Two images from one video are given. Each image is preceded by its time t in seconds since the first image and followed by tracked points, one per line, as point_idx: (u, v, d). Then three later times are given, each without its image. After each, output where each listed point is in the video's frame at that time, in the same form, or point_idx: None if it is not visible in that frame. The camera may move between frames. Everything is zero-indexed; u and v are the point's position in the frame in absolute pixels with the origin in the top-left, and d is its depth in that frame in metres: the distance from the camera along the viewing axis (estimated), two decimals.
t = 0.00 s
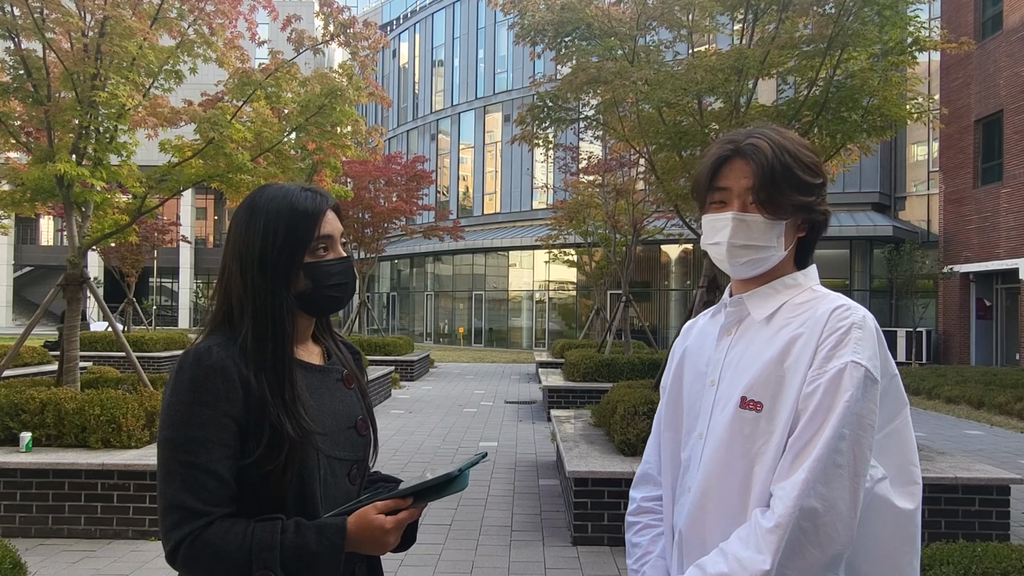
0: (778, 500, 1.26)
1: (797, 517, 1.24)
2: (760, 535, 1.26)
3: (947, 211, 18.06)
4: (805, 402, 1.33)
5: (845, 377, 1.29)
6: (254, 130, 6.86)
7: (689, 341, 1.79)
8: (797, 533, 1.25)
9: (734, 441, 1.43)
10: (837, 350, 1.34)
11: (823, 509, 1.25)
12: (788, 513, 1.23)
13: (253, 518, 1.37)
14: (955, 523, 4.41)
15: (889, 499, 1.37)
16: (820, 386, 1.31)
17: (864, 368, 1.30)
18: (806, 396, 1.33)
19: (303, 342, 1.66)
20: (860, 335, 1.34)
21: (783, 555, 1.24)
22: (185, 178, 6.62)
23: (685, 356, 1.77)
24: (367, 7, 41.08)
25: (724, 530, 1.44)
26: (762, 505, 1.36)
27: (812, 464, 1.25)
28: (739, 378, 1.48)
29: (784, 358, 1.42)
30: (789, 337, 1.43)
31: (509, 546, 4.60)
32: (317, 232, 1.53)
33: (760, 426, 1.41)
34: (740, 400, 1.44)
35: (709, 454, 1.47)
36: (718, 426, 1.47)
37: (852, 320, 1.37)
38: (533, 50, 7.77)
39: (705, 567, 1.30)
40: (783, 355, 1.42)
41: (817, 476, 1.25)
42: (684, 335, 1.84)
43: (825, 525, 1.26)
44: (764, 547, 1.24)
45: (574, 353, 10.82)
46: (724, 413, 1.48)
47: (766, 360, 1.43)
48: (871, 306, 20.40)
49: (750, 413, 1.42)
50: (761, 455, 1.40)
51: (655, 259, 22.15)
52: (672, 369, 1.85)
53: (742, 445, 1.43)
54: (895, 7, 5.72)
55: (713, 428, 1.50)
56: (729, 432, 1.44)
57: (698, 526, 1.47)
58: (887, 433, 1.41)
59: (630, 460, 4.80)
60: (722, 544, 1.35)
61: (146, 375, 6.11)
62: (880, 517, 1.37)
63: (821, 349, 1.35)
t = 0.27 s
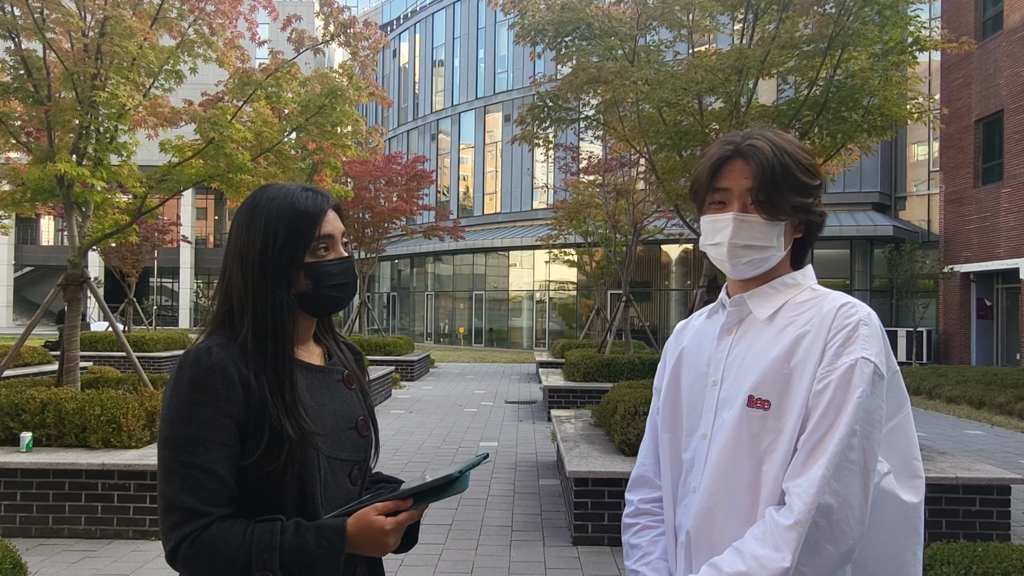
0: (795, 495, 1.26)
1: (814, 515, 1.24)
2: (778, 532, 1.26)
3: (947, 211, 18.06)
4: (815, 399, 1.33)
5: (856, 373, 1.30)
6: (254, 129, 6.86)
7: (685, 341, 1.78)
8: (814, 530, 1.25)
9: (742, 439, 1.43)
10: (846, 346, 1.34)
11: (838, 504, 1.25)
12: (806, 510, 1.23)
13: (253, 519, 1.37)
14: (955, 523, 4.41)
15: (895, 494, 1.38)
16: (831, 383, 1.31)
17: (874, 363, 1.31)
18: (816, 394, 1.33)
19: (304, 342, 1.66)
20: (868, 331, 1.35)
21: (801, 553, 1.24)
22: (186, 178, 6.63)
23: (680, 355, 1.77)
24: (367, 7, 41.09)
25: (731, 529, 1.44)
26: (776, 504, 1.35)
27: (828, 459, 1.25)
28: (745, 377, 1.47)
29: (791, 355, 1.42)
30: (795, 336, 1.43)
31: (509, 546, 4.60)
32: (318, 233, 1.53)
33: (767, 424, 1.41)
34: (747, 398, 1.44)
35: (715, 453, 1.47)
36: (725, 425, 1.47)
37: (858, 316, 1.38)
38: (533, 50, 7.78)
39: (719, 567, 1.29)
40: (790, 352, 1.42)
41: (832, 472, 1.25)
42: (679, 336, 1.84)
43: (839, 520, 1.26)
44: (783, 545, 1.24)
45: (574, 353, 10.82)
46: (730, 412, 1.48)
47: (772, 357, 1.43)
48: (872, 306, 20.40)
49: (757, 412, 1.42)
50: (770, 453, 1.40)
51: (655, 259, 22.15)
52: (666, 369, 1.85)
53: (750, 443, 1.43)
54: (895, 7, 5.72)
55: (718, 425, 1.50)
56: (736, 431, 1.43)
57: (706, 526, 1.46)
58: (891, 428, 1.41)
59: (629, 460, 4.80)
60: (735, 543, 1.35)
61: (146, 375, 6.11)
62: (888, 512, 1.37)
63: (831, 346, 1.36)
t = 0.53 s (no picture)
0: (772, 489, 1.26)
1: (788, 508, 1.23)
2: (751, 521, 1.26)
3: (948, 211, 18.05)
4: (805, 397, 1.33)
5: (844, 371, 1.29)
6: (255, 129, 6.86)
7: (691, 341, 1.78)
8: (790, 524, 1.23)
9: (735, 436, 1.43)
10: (836, 346, 1.33)
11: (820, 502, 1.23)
12: (779, 501, 1.22)
13: (253, 520, 1.37)
14: (956, 523, 4.41)
15: (888, 496, 1.37)
16: (820, 381, 1.31)
17: (864, 362, 1.30)
18: (806, 391, 1.33)
19: (305, 343, 1.66)
20: (860, 330, 1.34)
21: (771, 544, 1.22)
22: (186, 178, 6.63)
23: (686, 354, 1.77)
24: (368, 7, 41.10)
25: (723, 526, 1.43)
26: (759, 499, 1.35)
27: (807, 453, 1.24)
28: (742, 375, 1.48)
29: (784, 354, 1.42)
30: (788, 334, 1.43)
31: (509, 545, 4.60)
32: (319, 233, 1.53)
33: (761, 422, 1.41)
34: (741, 397, 1.44)
35: (710, 451, 1.48)
36: (721, 423, 1.47)
37: (851, 316, 1.37)
38: (534, 50, 7.77)
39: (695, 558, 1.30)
40: (784, 351, 1.42)
41: (810, 467, 1.24)
42: (684, 336, 1.84)
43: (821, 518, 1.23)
44: (752, 533, 1.24)
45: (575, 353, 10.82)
46: (726, 410, 1.48)
47: (766, 356, 1.43)
48: (872, 306, 20.40)
49: (751, 410, 1.42)
50: (762, 451, 1.40)
51: (656, 259, 22.15)
52: (673, 368, 1.85)
53: (743, 441, 1.43)
54: (896, 7, 5.71)
55: (714, 423, 1.50)
56: (730, 428, 1.44)
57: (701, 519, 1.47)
58: (887, 430, 1.40)
59: (630, 460, 4.80)
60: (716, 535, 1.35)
61: (147, 376, 6.11)
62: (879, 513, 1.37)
63: (822, 345, 1.35)
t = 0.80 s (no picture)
0: (743, 491, 1.26)
1: (760, 511, 1.23)
2: (725, 525, 1.27)
3: (948, 210, 18.04)
4: (784, 400, 1.32)
5: (820, 375, 1.27)
6: (255, 129, 6.86)
7: (701, 339, 1.79)
8: (760, 528, 1.23)
9: (723, 437, 1.44)
10: (815, 348, 1.32)
11: (791, 506, 1.22)
12: (748, 504, 1.23)
13: (255, 520, 1.37)
14: (956, 522, 4.41)
15: (876, 500, 1.36)
16: (796, 384, 1.30)
17: (840, 366, 1.28)
18: (784, 395, 1.33)
19: (306, 343, 1.66)
20: (840, 333, 1.32)
21: (744, 546, 1.23)
22: (186, 178, 6.63)
23: (697, 353, 1.78)
24: (367, 7, 41.12)
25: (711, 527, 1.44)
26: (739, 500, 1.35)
27: (777, 458, 1.23)
28: (733, 377, 1.48)
29: (770, 357, 1.42)
30: (775, 336, 1.43)
31: (510, 545, 4.60)
32: (320, 233, 1.53)
33: (747, 424, 1.41)
34: (729, 399, 1.45)
35: (701, 452, 1.48)
36: (711, 424, 1.48)
37: (834, 318, 1.34)
38: (534, 50, 7.78)
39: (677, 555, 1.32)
40: (769, 353, 1.42)
41: (782, 471, 1.23)
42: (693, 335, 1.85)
43: (792, 523, 1.22)
44: (724, 535, 1.25)
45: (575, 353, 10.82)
46: (716, 412, 1.48)
47: (753, 358, 1.43)
48: (873, 306, 20.39)
49: (737, 412, 1.43)
50: (747, 453, 1.40)
51: (656, 258, 22.15)
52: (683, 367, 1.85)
53: (731, 443, 1.43)
54: (896, 7, 5.72)
55: (705, 425, 1.51)
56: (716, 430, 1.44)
57: (693, 514, 1.51)
58: (879, 435, 1.39)
59: (630, 460, 4.80)
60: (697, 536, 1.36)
61: (147, 376, 6.10)
62: (869, 517, 1.35)
63: (802, 347, 1.34)
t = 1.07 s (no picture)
0: (742, 493, 1.26)
1: (758, 512, 1.22)
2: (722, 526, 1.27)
3: (949, 210, 18.03)
4: (783, 401, 1.32)
5: (819, 377, 1.27)
6: (254, 129, 6.86)
7: (703, 339, 1.79)
8: (759, 530, 1.23)
9: (724, 438, 1.44)
10: (815, 349, 1.31)
11: (789, 507, 1.22)
12: (746, 506, 1.22)
13: (256, 521, 1.37)
14: (956, 522, 4.40)
15: (876, 503, 1.36)
16: (796, 385, 1.29)
17: (840, 367, 1.27)
18: (784, 396, 1.32)
19: (306, 343, 1.65)
20: (840, 334, 1.31)
21: (742, 547, 1.23)
22: (186, 177, 6.63)
23: (698, 353, 1.78)
24: (367, 6, 41.10)
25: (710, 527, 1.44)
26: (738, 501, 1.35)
27: (775, 460, 1.23)
28: (734, 377, 1.48)
29: (771, 358, 1.41)
30: (776, 336, 1.42)
31: (510, 545, 4.60)
32: (324, 232, 1.53)
33: (748, 425, 1.41)
34: (730, 399, 1.45)
35: (703, 452, 1.48)
36: (713, 425, 1.48)
37: (835, 318, 1.34)
38: (534, 49, 7.77)
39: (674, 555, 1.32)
40: (770, 353, 1.42)
41: (781, 472, 1.23)
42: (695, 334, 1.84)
43: (790, 524, 1.22)
44: (722, 535, 1.25)
45: (575, 353, 10.82)
46: (717, 412, 1.48)
47: (754, 359, 1.43)
48: (873, 306, 20.40)
49: (739, 412, 1.43)
50: (747, 454, 1.40)
51: (656, 258, 22.15)
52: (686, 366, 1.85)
53: (732, 443, 1.43)
54: (896, 6, 5.72)
55: (707, 425, 1.51)
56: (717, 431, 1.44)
57: (694, 514, 1.51)
58: (881, 435, 1.38)
59: (630, 459, 4.80)
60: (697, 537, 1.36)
61: (147, 376, 6.10)
62: (871, 517, 1.36)
63: (802, 348, 1.34)
